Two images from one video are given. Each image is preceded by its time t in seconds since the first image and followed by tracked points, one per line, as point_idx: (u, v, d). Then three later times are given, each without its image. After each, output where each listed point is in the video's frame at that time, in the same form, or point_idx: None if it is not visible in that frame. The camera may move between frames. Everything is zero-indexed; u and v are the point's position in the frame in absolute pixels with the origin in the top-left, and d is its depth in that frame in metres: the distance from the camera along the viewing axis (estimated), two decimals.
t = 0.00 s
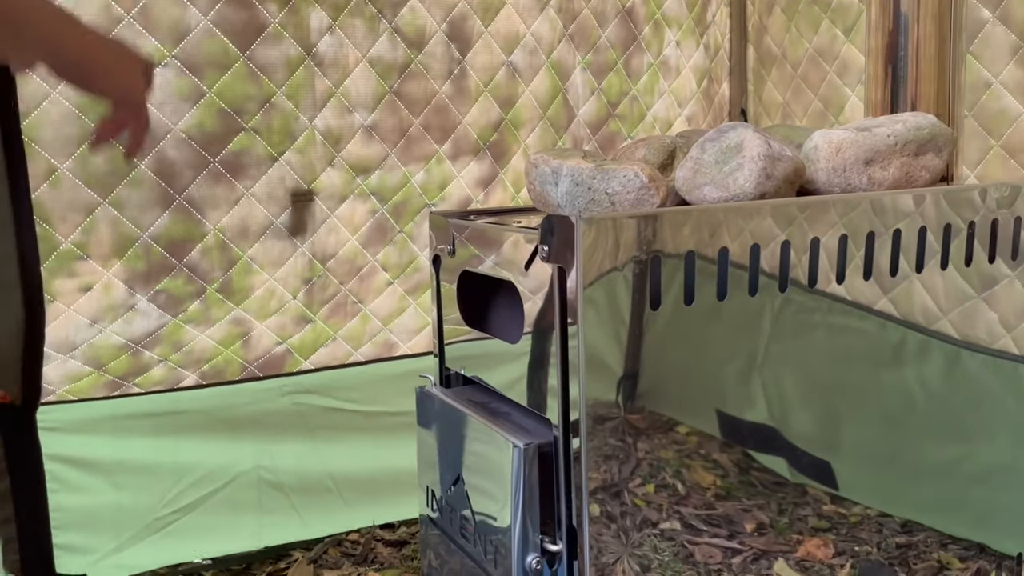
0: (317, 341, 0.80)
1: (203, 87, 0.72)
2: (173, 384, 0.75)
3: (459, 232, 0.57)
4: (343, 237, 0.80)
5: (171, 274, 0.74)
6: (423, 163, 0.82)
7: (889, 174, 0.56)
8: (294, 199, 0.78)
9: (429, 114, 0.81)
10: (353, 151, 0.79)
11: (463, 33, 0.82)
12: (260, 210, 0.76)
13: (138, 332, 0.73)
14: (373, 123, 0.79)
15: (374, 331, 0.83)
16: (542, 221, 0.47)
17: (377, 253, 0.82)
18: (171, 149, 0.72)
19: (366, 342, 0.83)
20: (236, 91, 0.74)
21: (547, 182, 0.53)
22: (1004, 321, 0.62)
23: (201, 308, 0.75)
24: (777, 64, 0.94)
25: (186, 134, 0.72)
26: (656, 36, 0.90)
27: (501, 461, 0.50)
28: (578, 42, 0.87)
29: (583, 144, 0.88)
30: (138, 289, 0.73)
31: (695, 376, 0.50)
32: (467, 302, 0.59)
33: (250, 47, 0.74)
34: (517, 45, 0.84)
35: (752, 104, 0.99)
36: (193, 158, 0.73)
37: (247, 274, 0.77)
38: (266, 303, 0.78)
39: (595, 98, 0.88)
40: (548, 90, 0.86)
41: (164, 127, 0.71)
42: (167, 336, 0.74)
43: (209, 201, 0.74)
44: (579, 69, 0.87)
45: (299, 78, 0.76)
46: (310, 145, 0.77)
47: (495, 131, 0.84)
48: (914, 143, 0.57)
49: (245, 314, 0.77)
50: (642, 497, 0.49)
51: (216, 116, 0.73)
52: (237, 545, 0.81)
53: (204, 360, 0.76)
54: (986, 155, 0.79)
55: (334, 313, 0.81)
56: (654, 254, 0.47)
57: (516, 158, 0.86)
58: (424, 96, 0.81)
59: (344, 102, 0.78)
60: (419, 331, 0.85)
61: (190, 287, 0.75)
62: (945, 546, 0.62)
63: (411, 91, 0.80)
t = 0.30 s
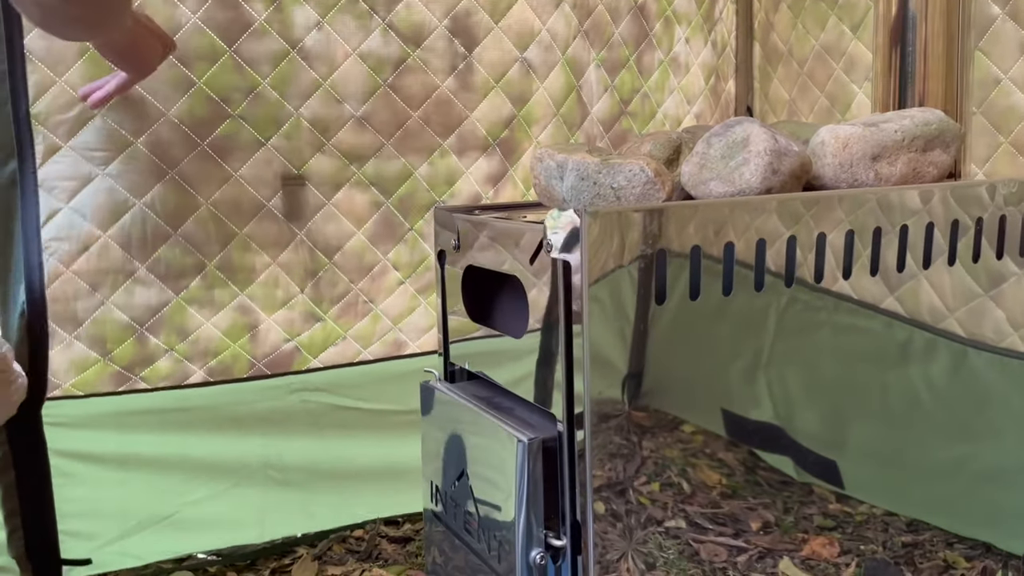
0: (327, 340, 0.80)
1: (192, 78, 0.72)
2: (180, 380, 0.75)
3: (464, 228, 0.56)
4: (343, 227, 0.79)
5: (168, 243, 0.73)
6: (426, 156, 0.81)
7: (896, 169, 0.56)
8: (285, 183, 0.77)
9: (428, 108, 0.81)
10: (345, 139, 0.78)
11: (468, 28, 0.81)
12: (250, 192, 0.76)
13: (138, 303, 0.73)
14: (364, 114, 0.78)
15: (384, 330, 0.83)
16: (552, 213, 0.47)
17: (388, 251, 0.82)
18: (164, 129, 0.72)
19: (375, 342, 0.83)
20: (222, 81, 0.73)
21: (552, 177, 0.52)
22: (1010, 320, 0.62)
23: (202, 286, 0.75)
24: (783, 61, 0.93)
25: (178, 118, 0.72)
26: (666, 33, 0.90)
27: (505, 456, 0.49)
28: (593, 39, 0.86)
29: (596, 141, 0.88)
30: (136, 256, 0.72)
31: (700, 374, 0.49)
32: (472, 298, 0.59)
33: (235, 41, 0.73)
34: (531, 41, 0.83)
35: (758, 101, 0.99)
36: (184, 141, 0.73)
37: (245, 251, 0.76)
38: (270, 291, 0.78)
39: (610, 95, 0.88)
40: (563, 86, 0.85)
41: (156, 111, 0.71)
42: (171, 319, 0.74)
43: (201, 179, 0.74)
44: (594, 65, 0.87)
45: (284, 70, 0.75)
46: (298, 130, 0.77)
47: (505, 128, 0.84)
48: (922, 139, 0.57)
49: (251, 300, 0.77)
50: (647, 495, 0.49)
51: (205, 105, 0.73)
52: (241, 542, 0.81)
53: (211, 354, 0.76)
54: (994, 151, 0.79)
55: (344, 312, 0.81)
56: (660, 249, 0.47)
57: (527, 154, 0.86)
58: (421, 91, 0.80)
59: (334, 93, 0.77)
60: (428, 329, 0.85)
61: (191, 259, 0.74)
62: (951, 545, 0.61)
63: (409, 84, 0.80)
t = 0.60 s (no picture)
0: (331, 332, 0.80)
1: (195, 67, 0.73)
2: (190, 368, 0.76)
3: (475, 227, 0.56)
4: (334, 213, 0.79)
5: (176, 223, 0.74)
6: (416, 147, 0.81)
7: (910, 169, 0.55)
8: (281, 171, 0.77)
9: (421, 102, 0.80)
10: (339, 131, 0.78)
11: (462, 26, 0.81)
12: (249, 177, 0.76)
13: (150, 279, 0.74)
14: (359, 107, 0.78)
15: (389, 325, 0.82)
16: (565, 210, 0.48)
17: (383, 240, 0.81)
18: (169, 115, 0.73)
19: (381, 338, 0.82)
20: (225, 72, 0.74)
21: (563, 176, 0.52)
22: (1019, 323, 0.61)
23: (207, 263, 0.75)
24: (796, 61, 0.93)
25: (182, 107, 0.73)
26: (676, 32, 0.90)
27: (515, 454, 0.50)
28: (599, 38, 0.86)
29: (603, 140, 0.88)
30: (145, 233, 0.73)
31: (709, 375, 0.49)
32: (484, 297, 0.59)
33: (239, 33, 0.74)
34: (529, 40, 0.83)
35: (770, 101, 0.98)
36: (188, 128, 0.73)
37: (247, 233, 0.76)
38: (270, 275, 0.77)
39: (617, 95, 0.87)
40: (566, 84, 0.85)
41: (162, 99, 0.72)
42: (181, 299, 0.75)
43: (204, 164, 0.74)
44: (601, 65, 0.86)
45: (284, 62, 0.76)
46: (294, 122, 0.77)
47: (499, 122, 0.83)
48: (936, 139, 0.57)
49: (253, 281, 0.77)
50: (657, 496, 0.49)
51: (208, 95, 0.73)
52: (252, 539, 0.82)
53: (218, 339, 0.76)
54: (1005, 153, 0.80)
55: (344, 302, 0.80)
56: (672, 248, 0.46)
57: (527, 152, 0.85)
58: (414, 87, 0.80)
59: (331, 86, 0.77)
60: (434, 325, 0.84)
61: (196, 238, 0.75)
62: (963, 548, 0.61)
63: (403, 80, 0.80)
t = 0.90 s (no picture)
0: (334, 325, 0.80)
1: (206, 59, 0.73)
2: (196, 362, 0.76)
3: (482, 224, 0.57)
4: (339, 206, 0.79)
5: (179, 212, 0.74)
6: (421, 143, 0.81)
7: (921, 168, 0.55)
8: (287, 163, 0.77)
9: (428, 97, 0.80)
10: (346, 124, 0.78)
11: (470, 22, 0.81)
12: (255, 169, 0.76)
13: (151, 267, 0.74)
14: (367, 101, 0.78)
15: (393, 321, 0.82)
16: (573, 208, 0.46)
17: (385, 233, 0.81)
18: (180, 106, 0.73)
19: (386, 334, 0.82)
20: (234, 64, 0.74)
21: (572, 174, 0.52)
22: None
23: (207, 254, 0.75)
24: (806, 60, 0.93)
25: (193, 97, 0.73)
26: (686, 30, 0.89)
27: (522, 451, 0.50)
28: (609, 35, 0.86)
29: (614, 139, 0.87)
30: (148, 222, 0.73)
31: (715, 375, 0.49)
32: (491, 293, 0.59)
33: (249, 26, 0.74)
34: (536, 37, 0.83)
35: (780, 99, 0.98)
36: (197, 119, 0.73)
37: (247, 227, 0.76)
38: (272, 267, 0.77)
39: (627, 93, 0.87)
40: (573, 81, 0.85)
41: (173, 89, 0.72)
42: (181, 287, 0.75)
43: (211, 156, 0.74)
44: (611, 63, 0.86)
45: (293, 56, 0.76)
46: (302, 115, 0.77)
47: (505, 121, 0.83)
48: (947, 138, 0.56)
49: (253, 272, 0.77)
50: (664, 496, 0.49)
51: (218, 86, 0.74)
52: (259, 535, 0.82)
53: (223, 333, 0.77)
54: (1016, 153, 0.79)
55: (345, 294, 0.80)
56: (680, 247, 0.46)
57: (535, 149, 0.85)
58: (422, 81, 0.80)
59: (339, 80, 0.77)
60: (441, 323, 0.84)
61: (197, 228, 0.75)
62: (971, 550, 0.61)
63: (410, 75, 0.80)
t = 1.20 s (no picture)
0: (347, 324, 0.80)
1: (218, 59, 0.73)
2: (211, 362, 0.76)
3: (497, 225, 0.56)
4: (352, 205, 0.79)
5: (189, 214, 0.74)
6: (432, 142, 0.81)
7: (939, 172, 0.55)
8: (300, 162, 0.77)
9: (438, 97, 0.80)
10: (358, 124, 0.78)
11: (479, 22, 0.81)
12: (266, 168, 0.76)
13: (163, 268, 0.74)
14: (377, 101, 0.78)
15: (406, 320, 0.82)
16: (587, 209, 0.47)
17: (397, 232, 0.81)
18: (193, 107, 0.73)
19: (399, 335, 0.82)
20: (246, 65, 0.74)
21: (588, 175, 0.52)
22: None
23: (218, 256, 0.75)
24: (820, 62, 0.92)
25: (205, 97, 0.73)
26: (704, 32, 0.89)
27: (537, 453, 0.50)
28: (623, 36, 0.86)
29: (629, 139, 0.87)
30: (159, 225, 0.73)
31: (728, 377, 0.49)
32: (506, 293, 0.59)
33: (262, 27, 0.74)
34: (546, 37, 0.83)
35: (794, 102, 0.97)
36: (210, 119, 0.74)
37: (259, 229, 0.76)
38: (284, 266, 0.78)
39: (644, 94, 0.87)
40: (582, 81, 0.85)
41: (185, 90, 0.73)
42: (193, 288, 0.75)
43: (223, 157, 0.74)
44: (624, 64, 0.86)
45: (305, 55, 0.76)
46: (314, 115, 0.77)
47: (514, 119, 0.83)
48: (966, 141, 0.56)
49: (264, 273, 0.77)
50: (676, 498, 0.49)
51: (229, 85, 0.74)
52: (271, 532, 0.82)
53: (237, 333, 0.77)
54: None
55: (357, 294, 0.80)
56: (698, 249, 0.46)
57: (542, 148, 0.85)
58: (431, 81, 0.80)
59: (350, 80, 0.77)
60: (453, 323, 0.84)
61: (208, 229, 0.75)
62: (984, 556, 0.60)
63: (422, 75, 0.80)
